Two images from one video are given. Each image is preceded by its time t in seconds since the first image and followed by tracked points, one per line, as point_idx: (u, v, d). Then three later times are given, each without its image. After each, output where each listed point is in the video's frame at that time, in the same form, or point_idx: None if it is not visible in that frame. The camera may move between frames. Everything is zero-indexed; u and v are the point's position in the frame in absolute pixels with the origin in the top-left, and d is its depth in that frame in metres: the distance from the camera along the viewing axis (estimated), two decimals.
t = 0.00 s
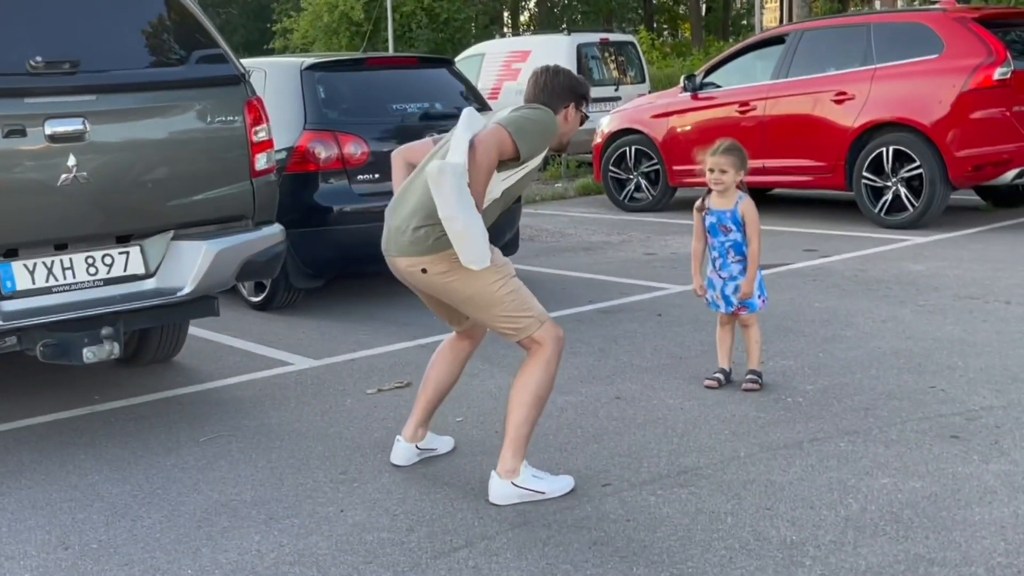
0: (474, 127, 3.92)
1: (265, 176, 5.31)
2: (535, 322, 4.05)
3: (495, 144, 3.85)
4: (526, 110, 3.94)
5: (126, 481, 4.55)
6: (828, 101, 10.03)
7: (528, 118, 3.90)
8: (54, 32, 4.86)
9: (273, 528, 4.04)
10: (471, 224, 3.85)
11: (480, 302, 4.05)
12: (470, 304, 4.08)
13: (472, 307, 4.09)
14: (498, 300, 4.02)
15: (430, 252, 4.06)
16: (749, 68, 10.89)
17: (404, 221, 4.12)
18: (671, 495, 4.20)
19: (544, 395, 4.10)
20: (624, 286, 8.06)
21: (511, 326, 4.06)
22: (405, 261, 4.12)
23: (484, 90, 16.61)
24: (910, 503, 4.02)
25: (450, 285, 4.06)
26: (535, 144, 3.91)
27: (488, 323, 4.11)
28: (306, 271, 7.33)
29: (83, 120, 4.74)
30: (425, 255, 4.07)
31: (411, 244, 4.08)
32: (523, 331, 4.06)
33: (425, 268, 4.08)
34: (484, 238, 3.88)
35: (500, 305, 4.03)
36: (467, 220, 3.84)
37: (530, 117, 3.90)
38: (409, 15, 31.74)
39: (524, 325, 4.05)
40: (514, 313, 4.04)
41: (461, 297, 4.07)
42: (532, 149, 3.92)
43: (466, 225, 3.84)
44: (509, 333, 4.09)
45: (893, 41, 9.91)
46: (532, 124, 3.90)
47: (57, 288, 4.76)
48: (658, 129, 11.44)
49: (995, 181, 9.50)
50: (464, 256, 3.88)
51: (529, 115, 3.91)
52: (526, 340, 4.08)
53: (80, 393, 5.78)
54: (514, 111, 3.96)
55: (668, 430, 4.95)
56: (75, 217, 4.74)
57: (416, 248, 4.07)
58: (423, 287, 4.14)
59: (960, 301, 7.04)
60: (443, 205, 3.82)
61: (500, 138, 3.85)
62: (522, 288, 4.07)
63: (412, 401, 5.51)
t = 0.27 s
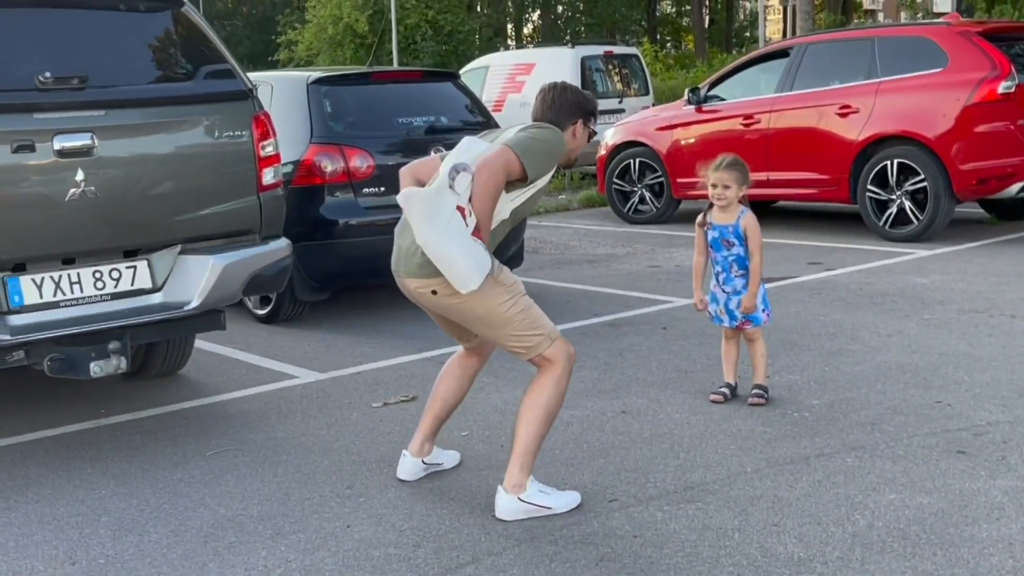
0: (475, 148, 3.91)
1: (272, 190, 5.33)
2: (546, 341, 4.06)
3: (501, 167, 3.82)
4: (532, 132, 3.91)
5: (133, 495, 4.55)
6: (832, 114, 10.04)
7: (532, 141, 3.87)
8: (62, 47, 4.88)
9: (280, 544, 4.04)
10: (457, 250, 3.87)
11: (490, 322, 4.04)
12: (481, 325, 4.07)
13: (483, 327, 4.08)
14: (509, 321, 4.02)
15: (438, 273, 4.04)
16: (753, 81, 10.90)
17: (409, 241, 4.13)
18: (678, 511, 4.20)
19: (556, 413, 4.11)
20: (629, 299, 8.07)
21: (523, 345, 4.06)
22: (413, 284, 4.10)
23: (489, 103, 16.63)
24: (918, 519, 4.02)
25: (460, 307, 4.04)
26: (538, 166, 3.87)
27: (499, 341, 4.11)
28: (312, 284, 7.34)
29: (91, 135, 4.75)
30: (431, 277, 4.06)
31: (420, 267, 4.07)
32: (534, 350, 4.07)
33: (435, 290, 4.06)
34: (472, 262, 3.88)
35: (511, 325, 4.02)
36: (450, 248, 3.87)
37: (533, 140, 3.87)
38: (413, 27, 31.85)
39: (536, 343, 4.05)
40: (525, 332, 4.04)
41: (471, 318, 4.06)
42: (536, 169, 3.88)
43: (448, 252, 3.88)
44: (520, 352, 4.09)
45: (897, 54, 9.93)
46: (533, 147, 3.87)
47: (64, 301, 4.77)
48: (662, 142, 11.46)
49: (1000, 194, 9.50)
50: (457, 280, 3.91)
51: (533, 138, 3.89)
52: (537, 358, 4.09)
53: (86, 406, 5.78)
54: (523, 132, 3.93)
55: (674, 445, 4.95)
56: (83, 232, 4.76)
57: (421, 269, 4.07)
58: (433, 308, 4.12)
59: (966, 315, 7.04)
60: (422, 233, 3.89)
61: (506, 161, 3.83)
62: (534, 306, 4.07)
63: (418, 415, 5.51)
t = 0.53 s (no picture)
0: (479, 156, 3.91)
1: (275, 205, 5.33)
2: (545, 351, 4.04)
3: (500, 174, 3.78)
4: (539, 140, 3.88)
5: (134, 511, 4.54)
6: (834, 126, 10.04)
7: (535, 151, 3.84)
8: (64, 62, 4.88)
9: (282, 560, 4.03)
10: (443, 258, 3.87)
11: (490, 331, 4.02)
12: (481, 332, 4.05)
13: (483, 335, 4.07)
14: (509, 330, 4.00)
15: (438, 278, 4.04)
16: (755, 93, 10.91)
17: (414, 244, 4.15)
18: (681, 526, 4.18)
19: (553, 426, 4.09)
20: (631, 312, 8.06)
21: (523, 354, 4.05)
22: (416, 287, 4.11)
23: (490, 115, 16.67)
24: (922, 534, 4.00)
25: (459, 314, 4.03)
26: (538, 175, 3.83)
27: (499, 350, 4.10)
28: (314, 298, 7.34)
29: (93, 151, 4.75)
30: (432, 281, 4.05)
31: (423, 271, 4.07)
32: (534, 359, 4.05)
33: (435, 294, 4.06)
34: (458, 268, 3.86)
35: (510, 334, 4.01)
36: (436, 254, 3.87)
37: (537, 148, 3.84)
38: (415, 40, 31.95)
39: (535, 353, 4.04)
40: (525, 341, 4.03)
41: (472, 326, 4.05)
42: (536, 178, 3.84)
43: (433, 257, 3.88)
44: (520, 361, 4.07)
45: (898, 66, 9.93)
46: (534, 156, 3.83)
47: (66, 318, 4.77)
48: (664, 154, 11.47)
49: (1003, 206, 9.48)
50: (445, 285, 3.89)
51: (539, 146, 3.85)
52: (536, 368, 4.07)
53: (88, 422, 5.78)
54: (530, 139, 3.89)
55: (677, 459, 4.94)
56: (85, 247, 4.75)
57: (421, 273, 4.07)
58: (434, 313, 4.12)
59: (969, 327, 7.03)
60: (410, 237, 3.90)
61: (507, 168, 3.78)
62: (534, 316, 4.06)
63: (420, 430, 5.50)
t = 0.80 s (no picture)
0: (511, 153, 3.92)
1: (270, 215, 5.33)
2: (557, 366, 3.96)
3: (523, 172, 3.78)
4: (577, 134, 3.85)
5: (129, 522, 4.53)
6: (829, 135, 10.06)
7: (565, 146, 3.80)
8: (59, 72, 4.87)
9: (278, 570, 4.02)
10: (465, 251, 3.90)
11: (509, 332, 3.97)
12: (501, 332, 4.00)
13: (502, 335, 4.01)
14: (527, 336, 3.95)
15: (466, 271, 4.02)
16: (749, 102, 10.93)
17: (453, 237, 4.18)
18: (678, 535, 4.18)
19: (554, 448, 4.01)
20: (627, 321, 8.06)
21: (535, 362, 3.98)
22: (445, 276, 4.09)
23: (485, 125, 16.78)
24: (919, 541, 4.00)
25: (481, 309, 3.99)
26: (564, 171, 3.79)
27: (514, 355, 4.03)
28: (309, 307, 7.34)
29: (88, 160, 4.75)
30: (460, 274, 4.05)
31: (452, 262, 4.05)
32: (546, 371, 3.98)
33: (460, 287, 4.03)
34: (475, 265, 3.88)
35: (527, 340, 3.95)
36: (457, 248, 3.90)
37: (565, 145, 3.81)
38: (410, 50, 31.98)
39: (546, 365, 3.96)
40: (539, 350, 3.96)
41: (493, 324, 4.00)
42: (563, 174, 3.80)
43: (454, 252, 3.92)
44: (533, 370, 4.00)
45: (892, 75, 9.95)
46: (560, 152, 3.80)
47: (61, 327, 4.75)
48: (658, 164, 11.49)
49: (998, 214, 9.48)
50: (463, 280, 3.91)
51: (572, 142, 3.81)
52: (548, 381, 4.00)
53: (83, 432, 5.76)
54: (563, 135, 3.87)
55: (673, 467, 4.93)
56: (80, 257, 4.74)
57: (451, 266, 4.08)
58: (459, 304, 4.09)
59: (964, 335, 7.03)
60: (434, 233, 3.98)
61: (530, 165, 3.78)
62: (555, 327, 3.99)
63: (415, 439, 5.49)
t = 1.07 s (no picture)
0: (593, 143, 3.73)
1: (251, 222, 5.32)
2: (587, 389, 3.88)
3: (612, 165, 3.61)
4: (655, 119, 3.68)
5: (108, 531, 4.50)
6: (810, 144, 10.11)
7: (652, 134, 3.63)
8: (39, 79, 4.85)
9: None
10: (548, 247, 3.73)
11: (555, 337, 3.89)
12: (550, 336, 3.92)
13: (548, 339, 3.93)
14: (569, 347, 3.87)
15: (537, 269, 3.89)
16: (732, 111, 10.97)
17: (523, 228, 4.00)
18: (659, 542, 4.18)
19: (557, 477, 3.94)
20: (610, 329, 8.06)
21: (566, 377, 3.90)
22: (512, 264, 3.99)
23: (469, 133, 16.80)
24: (899, 548, 4.01)
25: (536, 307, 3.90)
26: (655, 161, 3.63)
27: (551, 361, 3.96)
28: (291, 316, 7.32)
29: (68, 168, 4.73)
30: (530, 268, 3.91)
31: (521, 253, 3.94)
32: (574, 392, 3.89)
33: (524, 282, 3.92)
34: (563, 262, 3.72)
35: (567, 353, 3.88)
36: (543, 244, 3.73)
37: (652, 132, 3.64)
38: (394, 59, 32.03)
39: (574, 384, 3.89)
40: (572, 368, 3.88)
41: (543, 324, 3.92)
42: (654, 164, 3.63)
43: (541, 249, 3.74)
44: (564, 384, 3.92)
45: (873, 84, 9.99)
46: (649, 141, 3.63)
47: (40, 335, 4.73)
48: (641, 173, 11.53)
49: (980, 222, 9.45)
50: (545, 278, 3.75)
51: (656, 129, 3.65)
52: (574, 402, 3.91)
53: (63, 441, 5.72)
54: (644, 121, 3.70)
55: (656, 475, 4.93)
56: (60, 264, 4.72)
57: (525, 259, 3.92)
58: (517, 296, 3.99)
59: (945, 343, 7.06)
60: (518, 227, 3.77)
61: (621, 157, 3.61)
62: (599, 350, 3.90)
63: (398, 448, 5.47)
